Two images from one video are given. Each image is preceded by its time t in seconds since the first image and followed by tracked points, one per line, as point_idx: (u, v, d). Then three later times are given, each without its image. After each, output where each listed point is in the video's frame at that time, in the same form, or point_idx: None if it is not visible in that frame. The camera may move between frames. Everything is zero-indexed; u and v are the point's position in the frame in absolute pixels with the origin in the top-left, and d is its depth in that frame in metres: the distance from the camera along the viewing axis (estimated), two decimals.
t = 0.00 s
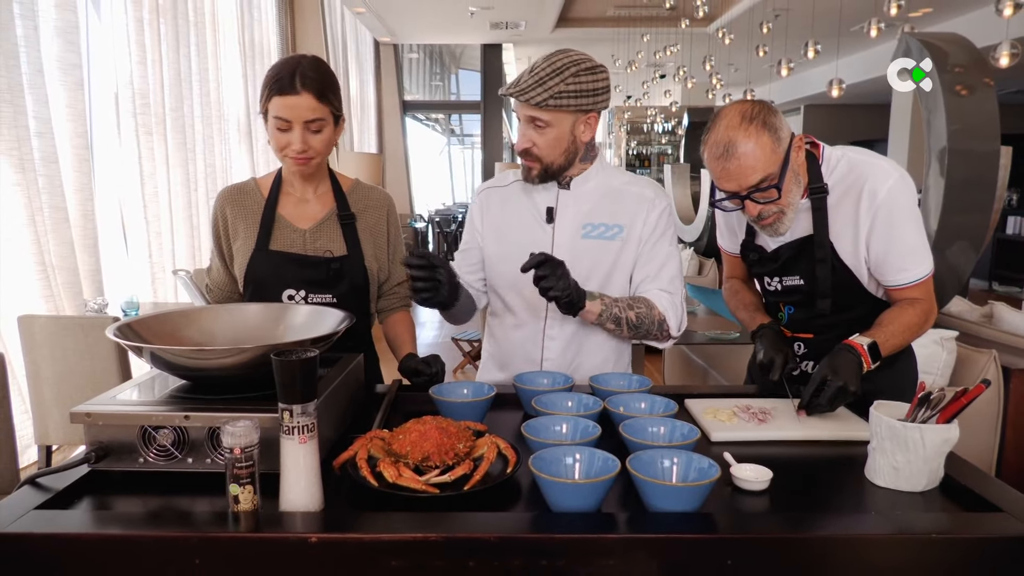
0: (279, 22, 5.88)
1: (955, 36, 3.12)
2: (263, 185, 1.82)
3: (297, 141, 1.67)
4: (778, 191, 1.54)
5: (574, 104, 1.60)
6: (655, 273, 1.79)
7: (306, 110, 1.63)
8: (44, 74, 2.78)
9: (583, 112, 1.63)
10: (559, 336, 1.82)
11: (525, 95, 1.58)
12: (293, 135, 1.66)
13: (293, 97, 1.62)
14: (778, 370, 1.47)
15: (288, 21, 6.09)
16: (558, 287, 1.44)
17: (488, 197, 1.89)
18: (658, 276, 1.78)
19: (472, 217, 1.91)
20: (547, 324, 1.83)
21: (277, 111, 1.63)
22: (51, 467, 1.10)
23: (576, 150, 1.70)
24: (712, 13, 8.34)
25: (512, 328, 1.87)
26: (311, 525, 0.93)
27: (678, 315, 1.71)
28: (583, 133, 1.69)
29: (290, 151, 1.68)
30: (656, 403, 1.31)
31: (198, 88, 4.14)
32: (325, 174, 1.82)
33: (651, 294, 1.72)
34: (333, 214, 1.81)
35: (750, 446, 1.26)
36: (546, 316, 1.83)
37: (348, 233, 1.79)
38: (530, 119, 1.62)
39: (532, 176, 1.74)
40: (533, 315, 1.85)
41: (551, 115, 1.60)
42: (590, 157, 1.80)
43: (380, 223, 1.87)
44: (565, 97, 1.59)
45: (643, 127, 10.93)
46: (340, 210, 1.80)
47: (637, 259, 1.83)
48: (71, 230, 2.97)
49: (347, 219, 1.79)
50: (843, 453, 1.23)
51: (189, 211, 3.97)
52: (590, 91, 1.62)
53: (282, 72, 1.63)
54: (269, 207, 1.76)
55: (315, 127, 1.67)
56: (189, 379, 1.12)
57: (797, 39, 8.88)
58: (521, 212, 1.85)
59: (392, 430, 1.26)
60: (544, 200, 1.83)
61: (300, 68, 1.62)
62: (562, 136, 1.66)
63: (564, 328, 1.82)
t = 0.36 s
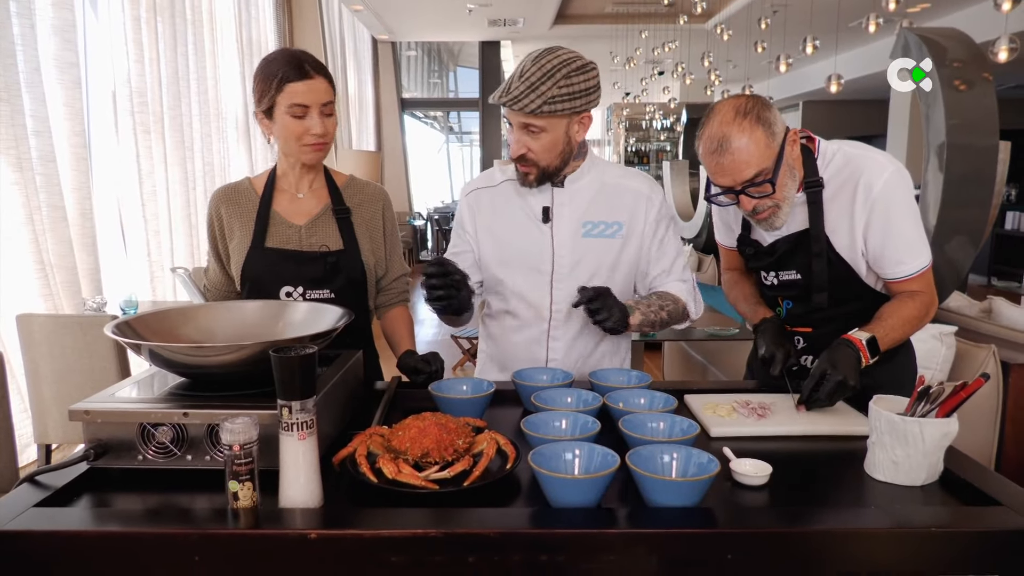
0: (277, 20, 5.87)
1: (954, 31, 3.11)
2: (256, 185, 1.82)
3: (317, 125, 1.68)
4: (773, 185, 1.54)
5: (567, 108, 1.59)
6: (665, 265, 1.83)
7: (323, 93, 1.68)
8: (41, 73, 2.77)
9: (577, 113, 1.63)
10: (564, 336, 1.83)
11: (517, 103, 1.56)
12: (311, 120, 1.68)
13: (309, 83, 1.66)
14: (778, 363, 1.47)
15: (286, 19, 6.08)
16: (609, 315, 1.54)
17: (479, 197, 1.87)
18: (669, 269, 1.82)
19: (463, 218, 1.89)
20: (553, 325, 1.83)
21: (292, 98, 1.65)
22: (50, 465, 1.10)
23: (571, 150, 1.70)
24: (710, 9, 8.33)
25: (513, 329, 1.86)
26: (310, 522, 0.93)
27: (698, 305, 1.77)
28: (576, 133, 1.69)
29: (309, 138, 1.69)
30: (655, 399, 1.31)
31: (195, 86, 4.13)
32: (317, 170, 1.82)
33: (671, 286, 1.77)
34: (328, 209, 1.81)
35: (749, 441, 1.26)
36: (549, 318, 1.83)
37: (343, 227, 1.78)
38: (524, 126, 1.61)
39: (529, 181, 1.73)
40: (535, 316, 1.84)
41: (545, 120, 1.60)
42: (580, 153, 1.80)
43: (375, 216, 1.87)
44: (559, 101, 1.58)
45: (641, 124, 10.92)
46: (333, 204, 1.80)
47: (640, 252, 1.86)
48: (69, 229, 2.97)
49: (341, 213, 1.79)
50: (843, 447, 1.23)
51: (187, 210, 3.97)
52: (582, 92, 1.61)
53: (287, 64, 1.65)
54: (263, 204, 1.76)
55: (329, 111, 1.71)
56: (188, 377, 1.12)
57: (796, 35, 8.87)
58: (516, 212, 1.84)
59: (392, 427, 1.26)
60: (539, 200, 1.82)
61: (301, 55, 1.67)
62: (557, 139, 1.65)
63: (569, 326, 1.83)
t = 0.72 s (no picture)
0: (278, 17, 5.86)
1: (956, 27, 3.07)
2: (252, 183, 1.81)
3: (335, 121, 1.72)
4: (771, 182, 1.53)
5: (579, 98, 1.59)
6: (666, 267, 1.86)
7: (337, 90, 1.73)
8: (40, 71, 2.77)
9: (588, 104, 1.62)
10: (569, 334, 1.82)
11: (529, 92, 1.56)
12: (330, 116, 1.71)
13: (324, 81, 1.70)
14: (773, 352, 1.48)
15: (286, 16, 6.07)
16: (599, 333, 1.51)
17: (484, 193, 1.87)
18: (670, 272, 1.86)
19: (468, 213, 1.88)
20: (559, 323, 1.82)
21: (314, 97, 1.67)
22: (48, 461, 1.09)
23: (582, 143, 1.69)
24: (711, 6, 8.30)
25: (519, 328, 1.85)
26: (309, 518, 0.93)
27: (694, 309, 1.83)
28: (588, 126, 1.68)
29: (330, 134, 1.72)
30: (656, 396, 1.31)
31: (196, 83, 4.12)
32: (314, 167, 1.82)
33: (670, 292, 1.81)
34: (327, 205, 1.81)
35: (750, 437, 1.26)
36: (554, 315, 1.82)
37: (343, 223, 1.78)
38: (536, 117, 1.60)
39: (539, 173, 1.71)
40: (541, 313, 1.83)
41: (557, 111, 1.59)
42: (593, 150, 1.80)
43: (374, 211, 1.87)
44: (571, 90, 1.57)
45: (642, 121, 10.91)
46: (333, 201, 1.79)
47: (646, 252, 1.86)
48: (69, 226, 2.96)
49: (342, 209, 1.79)
50: (845, 444, 1.22)
51: (188, 207, 3.96)
52: (594, 83, 1.61)
53: (298, 65, 1.68)
54: (262, 203, 1.75)
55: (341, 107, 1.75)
56: (188, 373, 1.11)
57: (797, 31, 8.84)
58: (523, 207, 1.83)
59: (391, 423, 1.26)
60: (547, 196, 1.82)
61: (306, 54, 1.69)
62: (569, 131, 1.64)
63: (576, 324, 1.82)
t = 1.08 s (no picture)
0: (280, 12, 5.84)
1: (962, 24, 3.04)
2: (257, 175, 1.81)
3: (304, 124, 1.65)
4: (773, 182, 1.52)
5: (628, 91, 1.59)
6: (671, 260, 1.88)
7: (312, 94, 1.62)
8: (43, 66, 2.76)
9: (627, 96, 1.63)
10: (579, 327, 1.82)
11: (597, 96, 1.53)
12: (301, 117, 1.64)
13: (298, 82, 1.61)
14: (781, 356, 1.47)
15: (289, 11, 6.06)
16: (612, 325, 1.51)
17: (488, 191, 1.85)
18: (676, 265, 1.87)
19: (472, 211, 1.86)
20: (568, 316, 1.82)
21: (281, 95, 1.61)
22: (49, 456, 1.09)
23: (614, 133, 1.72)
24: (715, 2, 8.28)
25: (528, 323, 1.84)
26: (310, 513, 0.93)
27: (701, 302, 1.84)
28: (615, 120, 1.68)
29: (297, 136, 1.67)
30: (658, 392, 1.30)
31: (198, 78, 4.12)
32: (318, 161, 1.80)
33: (675, 285, 1.83)
34: (327, 201, 1.80)
35: (751, 435, 1.26)
36: (564, 308, 1.82)
37: (342, 221, 1.77)
38: (595, 118, 1.59)
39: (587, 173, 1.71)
40: (551, 307, 1.83)
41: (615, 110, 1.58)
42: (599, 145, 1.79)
43: (375, 209, 1.86)
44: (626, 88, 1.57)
45: (645, 118, 10.91)
46: (333, 197, 1.79)
47: (651, 245, 1.87)
48: (71, 221, 2.96)
49: (341, 207, 1.78)
50: (847, 442, 1.22)
51: (189, 202, 3.96)
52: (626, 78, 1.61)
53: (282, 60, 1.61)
54: (263, 195, 1.75)
55: (322, 112, 1.66)
56: (189, 368, 1.11)
57: (801, 28, 8.81)
58: (528, 203, 1.83)
59: (392, 419, 1.26)
60: (552, 190, 1.82)
61: (297, 49, 1.61)
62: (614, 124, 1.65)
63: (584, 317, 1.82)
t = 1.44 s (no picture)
0: (282, 7, 5.83)
1: (966, 22, 3.03)
2: (256, 171, 1.80)
3: (305, 125, 1.65)
4: (775, 181, 1.51)
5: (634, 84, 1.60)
6: (674, 252, 1.90)
7: (307, 94, 1.61)
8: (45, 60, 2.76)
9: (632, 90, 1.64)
10: (590, 320, 1.82)
11: (612, 89, 1.53)
12: (303, 118, 1.64)
13: (292, 84, 1.60)
14: (784, 356, 1.47)
15: (291, 6, 6.04)
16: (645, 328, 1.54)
17: (490, 190, 1.85)
18: (678, 258, 1.89)
19: (474, 211, 1.86)
20: (579, 311, 1.81)
21: (279, 96, 1.60)
22: (50, 450, 1.09)
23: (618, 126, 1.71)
24: None
25: (538, 318, 1.84)
26: (311, 510, 0.92)
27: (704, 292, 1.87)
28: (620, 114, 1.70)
29: (297, 136, 1.66)
30: (660, 390, 1.30)
31: (200, 73, 4.11)
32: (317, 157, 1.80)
33: (677, 277, 1.85)
34: (326, 196, 1.80)
35: (753, 433, 1.25)
36: (575, 303, 1.81)
37: (341, 216, 1.77)
38: (607, 113, 1.58)
39: (598, 168, 1.71)
40: (561, 301, 1.82)
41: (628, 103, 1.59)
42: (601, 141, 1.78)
43: (375, 205, 1.86)
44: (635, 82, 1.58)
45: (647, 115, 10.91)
46: (332, 192, 1.78)
47: (655, 239, 1.88)
48: (72, 215, 2.96)
49: (340, 202, 1.77)
50: (849, 440, 1.22)
51: (190, 198, 3.96)
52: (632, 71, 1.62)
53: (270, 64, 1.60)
54: (262, 190, 1.75)
55: (320, 110, 1.66)
56: (190, 363, 1.11)
57: (804, 25, 8.78)
58: (532, 200, 1.82)
59: (394, 415, 1.25)
60: (556, 186, 1.81)
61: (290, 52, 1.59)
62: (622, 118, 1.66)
63: (594, 312, 1.82)
